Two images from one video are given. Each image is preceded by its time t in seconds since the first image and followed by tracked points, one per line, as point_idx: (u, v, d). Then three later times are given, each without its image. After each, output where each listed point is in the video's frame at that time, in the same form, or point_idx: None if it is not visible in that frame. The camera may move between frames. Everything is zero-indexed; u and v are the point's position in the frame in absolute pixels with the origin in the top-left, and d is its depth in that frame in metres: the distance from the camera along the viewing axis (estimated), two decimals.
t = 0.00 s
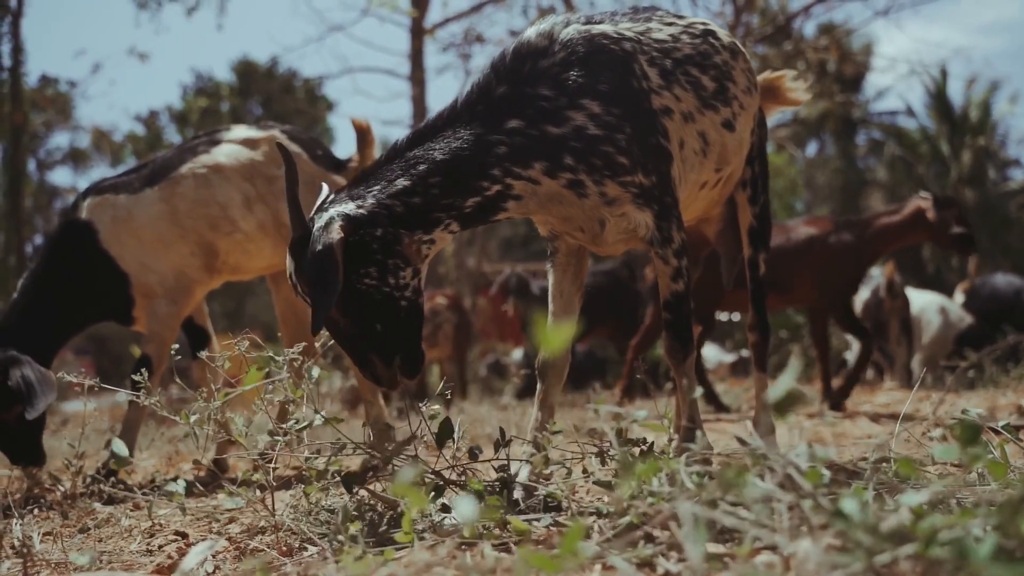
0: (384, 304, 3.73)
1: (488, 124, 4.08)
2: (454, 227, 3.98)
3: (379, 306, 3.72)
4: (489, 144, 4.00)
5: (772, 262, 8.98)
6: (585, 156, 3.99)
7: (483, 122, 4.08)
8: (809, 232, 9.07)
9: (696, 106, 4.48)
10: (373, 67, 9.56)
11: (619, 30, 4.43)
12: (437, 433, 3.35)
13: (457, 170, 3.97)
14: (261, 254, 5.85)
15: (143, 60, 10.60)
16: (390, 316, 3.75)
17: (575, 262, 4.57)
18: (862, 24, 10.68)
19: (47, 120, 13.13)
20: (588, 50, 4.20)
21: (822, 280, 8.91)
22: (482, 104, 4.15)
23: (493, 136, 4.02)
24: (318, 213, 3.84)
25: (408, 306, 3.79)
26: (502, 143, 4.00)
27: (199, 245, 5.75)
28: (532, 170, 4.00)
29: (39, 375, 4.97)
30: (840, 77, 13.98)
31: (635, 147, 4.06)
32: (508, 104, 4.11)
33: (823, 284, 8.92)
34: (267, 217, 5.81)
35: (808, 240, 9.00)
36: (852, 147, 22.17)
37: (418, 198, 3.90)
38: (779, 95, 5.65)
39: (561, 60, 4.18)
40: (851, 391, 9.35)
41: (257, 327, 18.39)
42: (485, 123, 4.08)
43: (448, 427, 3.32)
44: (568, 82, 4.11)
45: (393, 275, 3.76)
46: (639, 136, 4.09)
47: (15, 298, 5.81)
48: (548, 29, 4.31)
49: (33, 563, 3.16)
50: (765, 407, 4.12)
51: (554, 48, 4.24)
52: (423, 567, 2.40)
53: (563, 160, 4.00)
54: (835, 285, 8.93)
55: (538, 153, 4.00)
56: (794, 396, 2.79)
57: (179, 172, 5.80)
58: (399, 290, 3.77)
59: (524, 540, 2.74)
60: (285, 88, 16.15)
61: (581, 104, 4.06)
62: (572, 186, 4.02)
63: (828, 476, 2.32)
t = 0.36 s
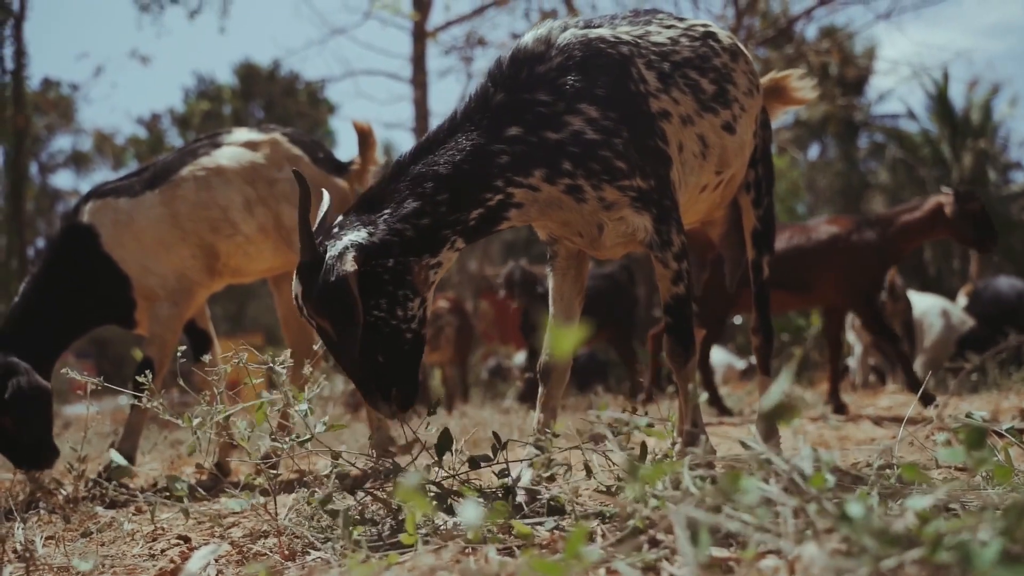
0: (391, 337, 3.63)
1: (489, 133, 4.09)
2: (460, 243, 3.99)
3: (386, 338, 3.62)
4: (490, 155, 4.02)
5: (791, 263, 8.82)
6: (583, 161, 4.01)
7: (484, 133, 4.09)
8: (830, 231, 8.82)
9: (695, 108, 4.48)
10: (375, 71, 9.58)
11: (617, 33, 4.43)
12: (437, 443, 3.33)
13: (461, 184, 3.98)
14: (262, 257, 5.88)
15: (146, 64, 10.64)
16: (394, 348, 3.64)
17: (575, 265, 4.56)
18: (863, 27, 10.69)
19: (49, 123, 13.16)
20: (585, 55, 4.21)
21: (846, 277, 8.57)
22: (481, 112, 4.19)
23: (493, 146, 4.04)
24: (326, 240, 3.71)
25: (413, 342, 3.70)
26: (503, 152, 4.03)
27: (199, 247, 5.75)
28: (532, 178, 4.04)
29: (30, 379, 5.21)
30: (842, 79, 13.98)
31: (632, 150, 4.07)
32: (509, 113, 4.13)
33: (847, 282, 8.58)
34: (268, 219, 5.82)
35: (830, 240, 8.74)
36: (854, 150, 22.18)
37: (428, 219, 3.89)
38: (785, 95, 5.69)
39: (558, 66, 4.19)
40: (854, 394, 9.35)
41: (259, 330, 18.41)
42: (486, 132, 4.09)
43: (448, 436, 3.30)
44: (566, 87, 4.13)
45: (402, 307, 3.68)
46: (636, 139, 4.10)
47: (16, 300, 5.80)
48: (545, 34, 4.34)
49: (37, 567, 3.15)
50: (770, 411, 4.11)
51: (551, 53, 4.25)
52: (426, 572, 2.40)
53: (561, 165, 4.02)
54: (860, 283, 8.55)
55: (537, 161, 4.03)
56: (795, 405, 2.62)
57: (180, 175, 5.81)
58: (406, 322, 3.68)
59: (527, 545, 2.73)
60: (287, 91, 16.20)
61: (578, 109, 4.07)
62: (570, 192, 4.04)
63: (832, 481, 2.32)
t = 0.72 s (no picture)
0: (399, 355, 3.70)
1: (490, 142, 4.11)
2: (465, 257, 4.02)
3: (394, 356, 3.69)
4: (492, 166, 4.04)
5: (812, 263, 8.38)
6: (583, 168, 4.02)
7: (485, 143, 4.10)
8: (854, 232, 8.40)
9: (694, 112, 4.49)
10: (376, 74, 9.59)
11: (615, 37, 4.43)
12: (443, 437, 3.35)
13: (466, 198, 4.00)
14: (264, 259, 5.89)
15: (148, 66, 10.65)
16: (402, 366, 3.70)
17: (576, 269, 4.57)
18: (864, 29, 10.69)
19: (51, 126, 13.17)
20: (583, 60, 4.22)
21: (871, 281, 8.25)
22: (481, 119, 4.19)
23: (494, 156, 4.06)
24: (335, 258, 3.71)
25: (421, 359, 3.76)
26: (505, 162, 4.05)
27: (202, 249, 5.76)
28: (534, 186, 4.06)
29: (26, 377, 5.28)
30: (843, 82, 13.98)
31: (632, 155, 4.07)
32: (509, 121, 4.13)
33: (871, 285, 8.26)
34: (270, 221, 5.83)
35: (856, 241, 8.34)
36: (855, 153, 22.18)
37: (436, 235, 3.92)
38: (790, 96, 5.69)
39: (557, 71, 4.20)
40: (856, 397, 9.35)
41: (261, 332, 18.42)
42: (487, 142, 4.11)
43: (455, 431, 3.31)
44: (565, 92, 4.14)
45: (409, 326, 3.73)
46: (635, 143, 4.10)
47: (17, 303, 5.79)
48: (544, 39, 4.34)
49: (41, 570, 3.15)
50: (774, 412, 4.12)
51: (549, 58, 4.26)
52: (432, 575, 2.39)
53: (562, 173, 4.04)
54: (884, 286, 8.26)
55: (538, 169, 4.05)
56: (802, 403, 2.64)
57: (182, 177, 5.81)
58: (414, 340, 3.73)
59: (532, 549, 2.73)
60: (288, 93, 16.22)
61: (577, 115, 4.09)
62: (571, 199, 4.06)
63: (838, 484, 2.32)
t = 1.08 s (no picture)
0: (405, 360, 3.76)
1: (491, 142, 4.11)
2: (469, 260, 4.03)
3: (401, 361, 3.76)
4: (493, 166, 4.05)
5: (836, 260, 7.96)
6: (583, 167, 4.02)
7: (486, 144, 4.10)
8: (881, 228, 7.88)
9: (696, 109, 4.48)
10: (380, 73, 9.59)
11: (617, 35, 4.42)
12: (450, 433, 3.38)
13: (470, 199, 4.02)
14: (269, 257, 5.90)
15: (152, 66, 10.66)
16: (407, 371, 3.77)
17: (579, 267, 4.56)
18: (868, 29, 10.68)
19: (55, 125, 13.20)
20: (584, 58, 4.21)
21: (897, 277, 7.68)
22: (481, 119, 4.20)
23: (495, 156, 4.07)
24: (344, 263, 3.76)
25: (426, 364, 3.83)
26: (506, 162, 4.06)
27: (207, 247, 5.76)
28: (534, 186, 4.06)
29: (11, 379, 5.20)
30: (847, 81, 13.96)
31: (633, 154, 4.06)
32: (510, 120, 4.14)
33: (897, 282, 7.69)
34: (275, 220, 5.83)
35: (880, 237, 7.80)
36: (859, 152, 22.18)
37: (441, 239, 3.94)
38: (794, 95, 5.69)
39: (557, 70, 4.20)
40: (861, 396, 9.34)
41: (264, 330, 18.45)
42: (487, 143, 4.11)
43: (463, 428, 3.34)
44: (566, 91, 4.13)
45: (416, 331, 3.79)
46: (635, 142, 4.09)
47: (22, 300, 5.80)
48: (545, 38, 4.33)
49: (47, 568, 3.15)
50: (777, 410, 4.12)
51: (550, 57, 4.25)
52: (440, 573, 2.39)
53: (562, 171, 4.04)
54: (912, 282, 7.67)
55: (538, 168, 4.06)
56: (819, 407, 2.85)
57: (187, 174, 5.81)
58: (421, 346, 3.80)
59: (538, 548, 2.74)
60: (292, 92, 16.24)
61: (577, 114, 4.08)
62: (571, 197, 4.06)
63: (845, 483, 2.33)
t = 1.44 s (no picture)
0: (407, 371, 3.69)
1: (492, 144, 4.11)
2: (475, 265, 4.03)
3: (403, 371, 3.68)
4: (495, 168, 4.05)
5: (862, 256, 7.79)
6: (585, 166, 4.03)
7: (487, 145, 4.10)
8: (908, 222, 7.70)
9: (698, 107, 4.47)
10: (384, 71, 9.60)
11: (617, 33, 4.42)
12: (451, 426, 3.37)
13: (475, 203, 4.02)
14: (274, 255, 5.90)
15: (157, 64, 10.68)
16: (408, 382, 3.69)
17: (584, 266, 4.56)
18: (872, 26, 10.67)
19: (60, 124, 13.23)
20: (584, 58, 4.21)
21: (922, 272, 7.53)
22: (483, 120, 4.20)
23: (497, 159, 4.07)
24: (353, 268, 3.74)
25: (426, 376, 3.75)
26: (508, 164, 4.06)
27: (212, 245, 5.77)
28: (537, 186, 4.07)
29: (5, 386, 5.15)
30: (852, 79, 13.94)
31: (634, 152, 4.07)
32: (510, 121, 4.14)
33: (921, 278, 7.54)
34: (280, 217, 5.83)
35: (906, 233, 7.63)
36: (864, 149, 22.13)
37: (449, 244, 3.94)
38: (799, 90, 5.68)
39: (557, 69, 4.20)
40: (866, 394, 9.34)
41: (269, 328, 18.47)
42: (488, 145, 4.10)
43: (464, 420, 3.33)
44: (566, 90, 4.14)
45: (420, 341, 3.75)
46: (637, 140, 4.09)
47: (28, 300, 5.81)
48: (545, 37, 4.33)
49: (54, 566, 3.16)
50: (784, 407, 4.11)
51: (550, 57, 4.25)
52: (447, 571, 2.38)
53: (564, 171, 4.05)
54: (936, 278, 7.52)
55: (541, 170, 4.07)
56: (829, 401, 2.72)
57: (191, 172, 5.82)
58: (422, 356, 3.74)
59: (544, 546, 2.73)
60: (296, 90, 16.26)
61: (578, 113, 4.09)
62: (573, 198, 4.07)
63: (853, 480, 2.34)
